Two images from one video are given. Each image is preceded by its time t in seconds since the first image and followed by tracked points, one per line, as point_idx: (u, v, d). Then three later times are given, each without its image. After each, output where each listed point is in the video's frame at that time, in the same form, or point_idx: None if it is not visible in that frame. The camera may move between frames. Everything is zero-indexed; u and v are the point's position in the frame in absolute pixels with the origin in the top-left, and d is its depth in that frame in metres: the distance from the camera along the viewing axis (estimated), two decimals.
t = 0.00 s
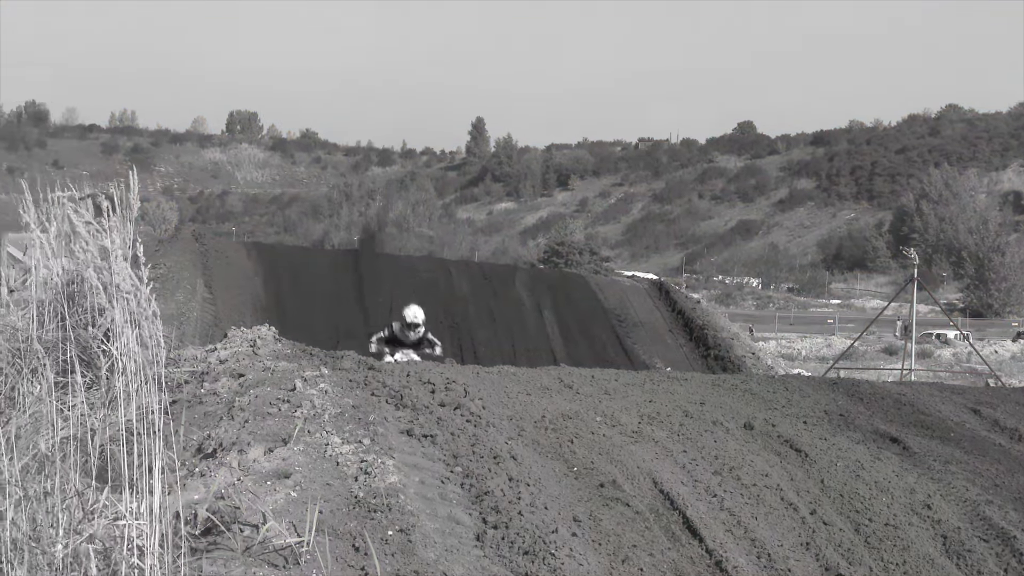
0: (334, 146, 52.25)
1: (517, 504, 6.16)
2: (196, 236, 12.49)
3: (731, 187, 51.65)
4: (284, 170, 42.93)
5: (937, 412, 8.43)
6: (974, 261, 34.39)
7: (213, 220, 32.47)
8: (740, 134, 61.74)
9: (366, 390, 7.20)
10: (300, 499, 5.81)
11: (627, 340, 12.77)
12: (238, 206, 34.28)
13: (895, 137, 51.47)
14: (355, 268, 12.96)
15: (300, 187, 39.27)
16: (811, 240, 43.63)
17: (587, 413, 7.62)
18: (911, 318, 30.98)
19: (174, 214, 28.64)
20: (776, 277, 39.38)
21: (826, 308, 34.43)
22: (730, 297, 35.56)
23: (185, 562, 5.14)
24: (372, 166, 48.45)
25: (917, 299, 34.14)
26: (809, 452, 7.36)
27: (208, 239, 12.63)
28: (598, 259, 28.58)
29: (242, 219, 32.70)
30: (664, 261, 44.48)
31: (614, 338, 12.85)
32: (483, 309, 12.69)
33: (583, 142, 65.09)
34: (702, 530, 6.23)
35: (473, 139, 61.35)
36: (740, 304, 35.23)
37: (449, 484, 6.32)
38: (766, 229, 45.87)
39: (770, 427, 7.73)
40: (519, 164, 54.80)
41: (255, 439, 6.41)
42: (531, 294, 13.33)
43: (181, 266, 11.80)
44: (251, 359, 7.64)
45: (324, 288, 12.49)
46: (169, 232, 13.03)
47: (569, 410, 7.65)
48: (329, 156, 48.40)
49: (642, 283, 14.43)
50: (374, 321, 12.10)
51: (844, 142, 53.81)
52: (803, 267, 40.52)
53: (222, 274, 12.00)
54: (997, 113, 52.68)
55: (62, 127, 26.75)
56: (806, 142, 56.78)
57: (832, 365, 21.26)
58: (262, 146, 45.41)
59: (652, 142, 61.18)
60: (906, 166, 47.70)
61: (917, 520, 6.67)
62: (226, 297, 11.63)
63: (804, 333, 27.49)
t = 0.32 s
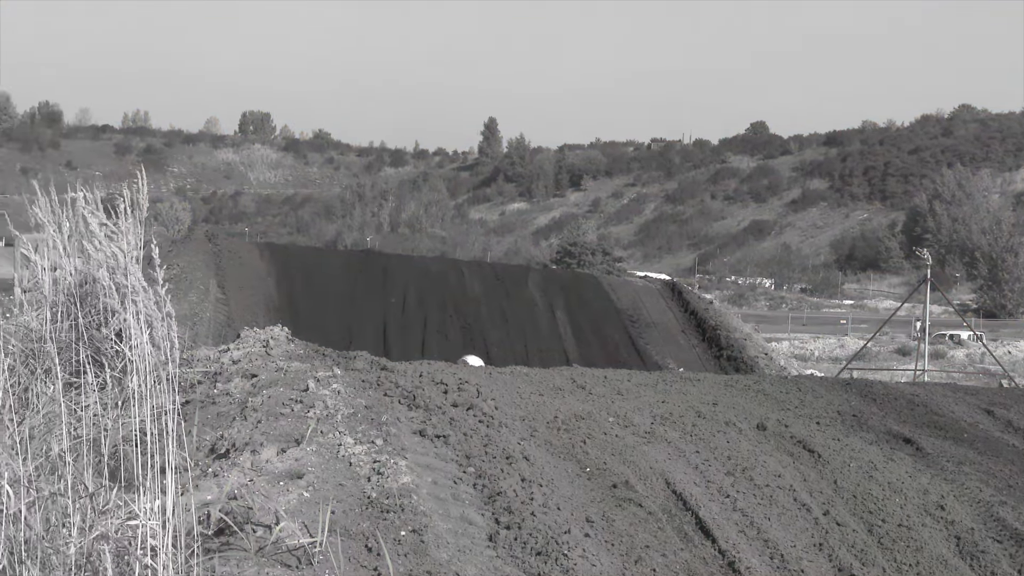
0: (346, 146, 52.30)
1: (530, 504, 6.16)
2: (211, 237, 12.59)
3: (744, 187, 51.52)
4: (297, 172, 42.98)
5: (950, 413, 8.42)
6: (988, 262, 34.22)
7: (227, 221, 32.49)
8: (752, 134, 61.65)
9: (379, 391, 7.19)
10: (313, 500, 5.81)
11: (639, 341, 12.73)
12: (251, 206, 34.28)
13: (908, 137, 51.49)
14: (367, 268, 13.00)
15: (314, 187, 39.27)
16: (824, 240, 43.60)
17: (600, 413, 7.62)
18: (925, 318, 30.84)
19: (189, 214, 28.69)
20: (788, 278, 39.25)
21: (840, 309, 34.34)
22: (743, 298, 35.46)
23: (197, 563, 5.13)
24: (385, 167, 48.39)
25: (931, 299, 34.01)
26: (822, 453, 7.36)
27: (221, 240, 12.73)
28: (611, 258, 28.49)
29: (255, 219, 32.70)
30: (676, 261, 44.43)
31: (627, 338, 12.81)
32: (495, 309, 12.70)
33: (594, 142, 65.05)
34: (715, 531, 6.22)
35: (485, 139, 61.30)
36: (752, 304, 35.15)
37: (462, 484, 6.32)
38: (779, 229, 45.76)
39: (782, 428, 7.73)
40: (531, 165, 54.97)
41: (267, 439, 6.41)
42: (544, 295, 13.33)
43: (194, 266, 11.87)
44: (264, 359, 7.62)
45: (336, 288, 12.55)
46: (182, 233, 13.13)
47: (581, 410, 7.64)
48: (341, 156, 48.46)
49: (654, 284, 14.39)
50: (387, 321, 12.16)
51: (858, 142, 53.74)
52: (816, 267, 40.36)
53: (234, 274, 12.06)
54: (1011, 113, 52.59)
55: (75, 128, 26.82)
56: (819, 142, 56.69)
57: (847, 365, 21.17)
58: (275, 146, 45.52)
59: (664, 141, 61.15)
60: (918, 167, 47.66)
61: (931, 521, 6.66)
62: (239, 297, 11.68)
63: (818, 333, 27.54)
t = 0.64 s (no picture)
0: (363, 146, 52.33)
1: (545, 505, 6.16)
2: (225, 236, 12.60)
3: (760, 187, 51.38)
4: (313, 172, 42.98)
5: (966, 414, 8.41)
6: (1005, 262, 34.00)
7: (243, 221, 32.51)
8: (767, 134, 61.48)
9: (395, 390, 7.20)
10: (329, 500, 5.82)
11: (655, 342, 12.74)
12: (267, 206, 34.36)
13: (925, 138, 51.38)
14: (382, 267, 12.94)
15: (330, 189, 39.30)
16: (841, 240, 43.59)
17: (616, 413, 7.62)
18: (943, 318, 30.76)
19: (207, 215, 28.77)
20: (805, 279, 39.11)
21: (857, 309, 34.25)
22: (759, 299, 35.30)
23: (213, 562, 5.15)
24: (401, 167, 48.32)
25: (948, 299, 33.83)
26: (838, 453, 7.36)
27: (238, 241, 12.68)
28: (629, 260, 28.42)
29: (271, 220, 32.75)
30: (693, 262, 44.33)
31: (643, 339, 12.83)
32: (511, 310, 12.70)
33: (610, 142, 65.04)
34: (731, 531, 6.21)
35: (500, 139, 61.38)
36: (768, 305, 35.02)
37: (478, 484, 6.33)
38: (796, 229, 45.65)
39: (799, 428, 7.74)
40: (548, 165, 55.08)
41: (283, 439, 6.42)
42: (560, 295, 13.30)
43: (212, 268, 11.96)
44: (280, 358, 7.55)
45: (352, 288, 12.53)
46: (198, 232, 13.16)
47: (597, 411, 7.63)
48: (356, 156, 48.46)
49: (670, 284, 14.37)
50: (404, 322, 12.18)
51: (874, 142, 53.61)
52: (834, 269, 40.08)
53: (251, 275, 12.10)
54: None
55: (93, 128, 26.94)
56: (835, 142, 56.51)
57: (862, 366, 21.12)
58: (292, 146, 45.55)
59: (681, 141, 61.08)
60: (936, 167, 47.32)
61: (947, 520, 6.67)
62: (256, 298, 11.75)
63: (836, 334, 27.50)
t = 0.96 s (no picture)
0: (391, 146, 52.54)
1: (574, 505, 6.14)
2: (254, 237, 14.06)
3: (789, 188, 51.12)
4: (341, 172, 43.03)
5: (997, 415, 8.39)
6: None
7: (272, 221, 32.62)
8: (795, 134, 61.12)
9: (423, 390, 7.24)
10: (358, 500, 5.81)
11: (684, 343, 14.48)
12: (295, 208, 34.51)
13: (954, 138, 50.94)
14: (410, 269, 14.30)
15: (358, 189, 39.38)
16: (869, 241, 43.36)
17: (644, 413, 7.61)
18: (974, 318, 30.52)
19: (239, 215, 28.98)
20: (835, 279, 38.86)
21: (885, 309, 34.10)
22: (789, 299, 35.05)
23: (242, 560, 5.15)
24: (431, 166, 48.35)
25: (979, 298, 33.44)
26: (868, 454, 7.34)
27: (266, 242, 14.24)
28: (658, 261, 28.35)
29: (299, 220, 32.85)
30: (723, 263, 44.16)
31: (671, 338, 14.56)
32: (539, 310, 14.22)
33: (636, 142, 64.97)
34: (760, 532, 6.19)
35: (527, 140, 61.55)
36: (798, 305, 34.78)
37: (507, 484, 6.33)
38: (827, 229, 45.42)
39: (829, 428, 7.73)
40: (577, 166, 55.16)
41: (312, 439, 6.45)
42: (589, 295, 14.92)
43: (241, 268, 13.30)
44: (308, 358, 7.56)
45: (382, 288, 13.92)
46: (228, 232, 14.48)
47: (626, 411, 7.63)
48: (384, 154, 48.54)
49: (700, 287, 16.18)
50: (433, 321, 13.59)
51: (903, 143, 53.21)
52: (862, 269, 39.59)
53: (279, 276, 13.54)
54: None
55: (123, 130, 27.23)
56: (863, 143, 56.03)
57: (890, 366, 21.15)
58: (320, 146, 45.69)
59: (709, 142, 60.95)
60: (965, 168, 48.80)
61: (978, 522, 6.65)
62: (283, 297, 13.14)
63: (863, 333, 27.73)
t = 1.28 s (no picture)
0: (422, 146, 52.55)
1: (604, 505, 6.13)
2: (285, 237, 14.43)
3: (819, 188, 50.53)
4: (371, 172, 42.99)
5: None
6: None
7: (302, 221, 32.61)
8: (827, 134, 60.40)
9: (454, 390, 7.33)
10: (388, 500, 5.78)
11: (714, 343, 14.08)
12: (323, 208, 34.57)
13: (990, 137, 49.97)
14: (438, 271, 14.54)
15: (387, 189, 39.34)
16: (899, 241, 42.49)
17: (675, 415, 7.63)
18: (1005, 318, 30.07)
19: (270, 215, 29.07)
20: (865, 278, 38.41)
21: (914, 310, 33.67)
22: (819, 299, 34.71)
23: (269, 558, 5.11)
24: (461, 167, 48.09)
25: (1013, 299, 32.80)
26: (897, 456, 7.39)
27: (295, 242, 14.54)
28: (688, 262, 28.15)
29: (328, 220, 32.80)
30: (752, 263, 43.90)
31: (700, 338, 14.28)
32: (567, 310, 14.26)
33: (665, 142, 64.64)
34: (791, 533, 6.14)
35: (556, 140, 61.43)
36: (829, 306, 34.38)
37: (536, 484, 6.32)
38: (857, 229, 44.92)
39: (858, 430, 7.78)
40: (606, 166, 54.98)
41: (342, 439, 6.45)
42: (619, 295, 14.94)
43: (272, 267, 13.62)
44: (338, 357, 7.62)
45: (411, 289, 14.15)
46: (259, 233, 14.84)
47: (656, 412, 7.64)
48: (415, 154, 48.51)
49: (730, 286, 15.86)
50: (462, 320, 13.70)
51: (935, 142, 52.35)
52: (892, 270, 39.25)
53: (309, 276, 13.87)
54: None
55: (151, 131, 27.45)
56: (896, 142, 55.19)
57: (923, 367, 20.97)
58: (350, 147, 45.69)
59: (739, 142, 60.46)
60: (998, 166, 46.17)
61: (1010, 523, 6.61)
62: (313, 297, 13.39)
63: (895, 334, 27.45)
